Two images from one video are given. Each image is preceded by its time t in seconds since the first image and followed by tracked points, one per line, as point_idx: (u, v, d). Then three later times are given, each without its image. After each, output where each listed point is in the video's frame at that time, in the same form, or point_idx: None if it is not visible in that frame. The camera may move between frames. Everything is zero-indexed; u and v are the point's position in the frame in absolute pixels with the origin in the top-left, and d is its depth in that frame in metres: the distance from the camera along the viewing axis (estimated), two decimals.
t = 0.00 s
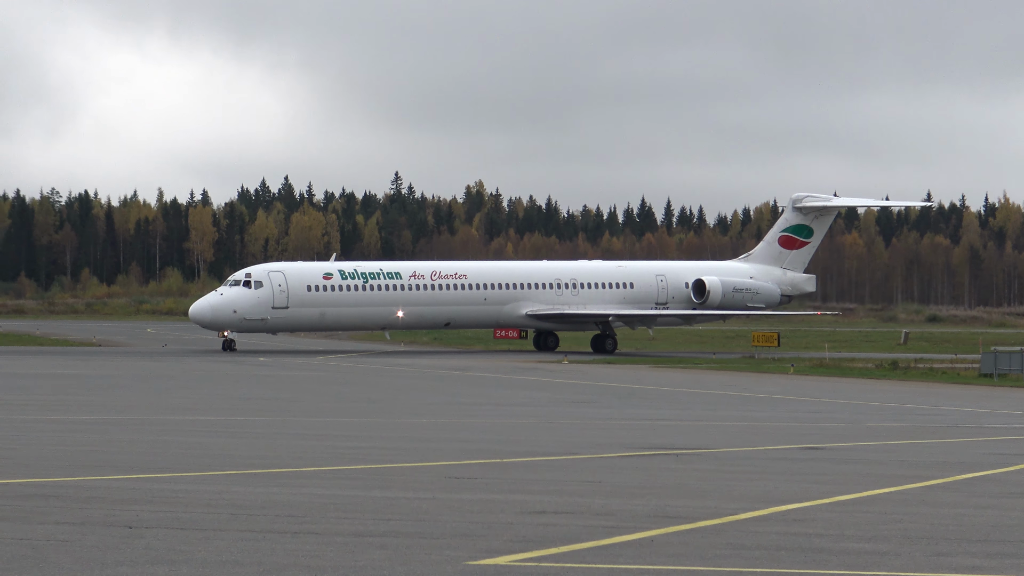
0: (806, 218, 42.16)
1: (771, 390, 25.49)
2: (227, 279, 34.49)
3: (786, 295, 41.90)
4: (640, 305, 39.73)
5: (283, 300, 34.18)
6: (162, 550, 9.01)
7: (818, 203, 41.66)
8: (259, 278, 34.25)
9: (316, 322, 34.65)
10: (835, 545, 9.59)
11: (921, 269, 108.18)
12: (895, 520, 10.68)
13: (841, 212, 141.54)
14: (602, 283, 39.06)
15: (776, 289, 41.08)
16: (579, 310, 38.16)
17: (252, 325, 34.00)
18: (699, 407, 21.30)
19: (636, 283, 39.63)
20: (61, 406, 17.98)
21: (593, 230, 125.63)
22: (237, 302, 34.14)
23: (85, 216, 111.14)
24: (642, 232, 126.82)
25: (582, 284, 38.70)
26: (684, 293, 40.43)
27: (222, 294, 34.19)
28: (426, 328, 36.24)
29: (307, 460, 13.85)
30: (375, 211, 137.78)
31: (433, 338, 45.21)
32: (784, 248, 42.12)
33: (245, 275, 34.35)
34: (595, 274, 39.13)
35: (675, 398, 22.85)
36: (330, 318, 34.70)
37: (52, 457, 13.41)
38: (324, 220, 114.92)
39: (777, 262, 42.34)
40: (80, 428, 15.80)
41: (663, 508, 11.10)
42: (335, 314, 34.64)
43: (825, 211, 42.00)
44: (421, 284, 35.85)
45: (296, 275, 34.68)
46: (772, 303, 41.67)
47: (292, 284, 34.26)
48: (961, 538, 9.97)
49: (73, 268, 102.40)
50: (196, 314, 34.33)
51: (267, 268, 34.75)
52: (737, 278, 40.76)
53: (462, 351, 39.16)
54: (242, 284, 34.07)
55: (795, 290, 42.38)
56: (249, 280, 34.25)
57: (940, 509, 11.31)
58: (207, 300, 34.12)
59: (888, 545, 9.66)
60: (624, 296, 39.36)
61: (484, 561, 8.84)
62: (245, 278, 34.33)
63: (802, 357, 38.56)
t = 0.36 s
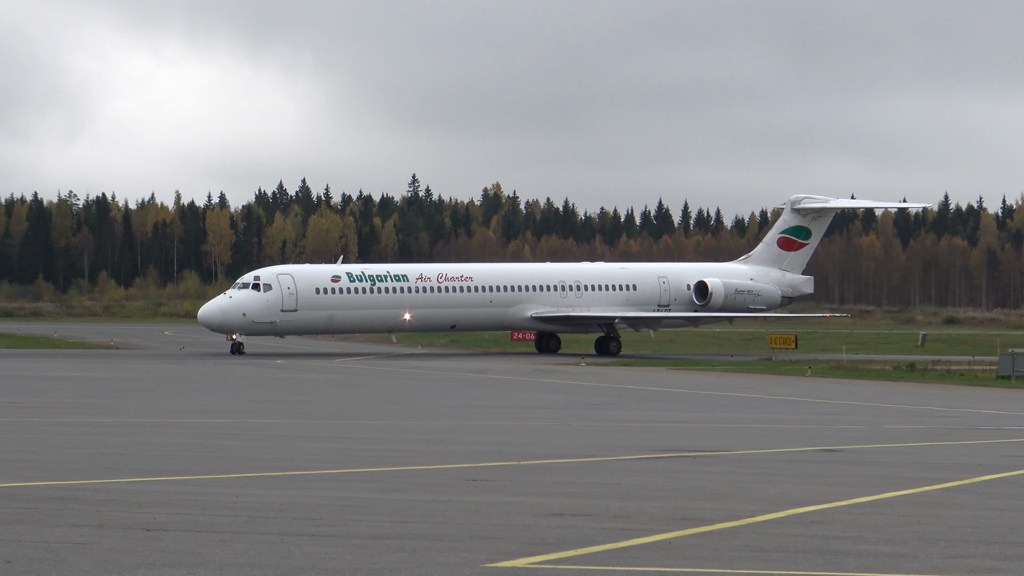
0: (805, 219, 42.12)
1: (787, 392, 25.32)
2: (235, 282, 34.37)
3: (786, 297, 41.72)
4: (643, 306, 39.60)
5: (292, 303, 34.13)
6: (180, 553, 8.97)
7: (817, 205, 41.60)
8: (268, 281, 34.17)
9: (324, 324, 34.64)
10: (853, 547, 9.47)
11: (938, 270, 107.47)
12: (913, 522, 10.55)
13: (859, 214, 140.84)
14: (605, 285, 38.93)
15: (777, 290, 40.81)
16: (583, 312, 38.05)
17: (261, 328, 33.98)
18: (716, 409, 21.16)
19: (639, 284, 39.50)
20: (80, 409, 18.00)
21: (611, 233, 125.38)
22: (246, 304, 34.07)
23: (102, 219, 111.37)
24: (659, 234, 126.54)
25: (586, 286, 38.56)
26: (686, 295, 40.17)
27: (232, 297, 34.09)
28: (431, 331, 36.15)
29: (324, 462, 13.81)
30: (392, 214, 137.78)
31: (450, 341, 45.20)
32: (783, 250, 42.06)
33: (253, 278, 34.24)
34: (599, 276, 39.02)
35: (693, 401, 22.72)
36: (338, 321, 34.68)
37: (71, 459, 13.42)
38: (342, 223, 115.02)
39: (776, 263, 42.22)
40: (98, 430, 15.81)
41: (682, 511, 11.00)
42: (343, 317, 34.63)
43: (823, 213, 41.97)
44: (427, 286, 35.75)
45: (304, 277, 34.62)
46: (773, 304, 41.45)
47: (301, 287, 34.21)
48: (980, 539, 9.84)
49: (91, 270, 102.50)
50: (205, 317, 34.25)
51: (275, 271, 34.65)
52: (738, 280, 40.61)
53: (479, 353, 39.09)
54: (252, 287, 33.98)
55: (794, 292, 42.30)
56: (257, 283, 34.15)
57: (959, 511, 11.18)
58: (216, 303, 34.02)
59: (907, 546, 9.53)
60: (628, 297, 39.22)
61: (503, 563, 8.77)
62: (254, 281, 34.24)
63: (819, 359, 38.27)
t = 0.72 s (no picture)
0: (801, 219, 42.30)
1: (803, 393, 25.17)
2: (243, 283, 33.97)
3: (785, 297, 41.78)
4: (644, 308, 39.58)
5: (300, 303, 33.74)
6: (196, 553, 8.95)
7: (814, 205, 41.75)
8: (276, 282, 33.72)
9: (331, 326, 34.28)
10: (870, 548, 9.37)
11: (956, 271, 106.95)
12: (929, 523, 10.44)
13: (875, 215, 140.33)
14: (607, 286, 38.87)
15: (778, 291, 40.78)
16: (586, 313, 37.99)
17: (269, 329, 33.54)
18: (731, 410, 21.06)
19: (641, 285, 39.49)
20: (98, 410, 18.05)
21: (627, 234, 125.18)
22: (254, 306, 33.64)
23: (118, 220, 111.75)
24: (675, 235, 126.24)
25: (589, 287, 38.49)
26: (687, 296, 40.19)
27: (240, 298, 33.69)
28: (436, 332, 35.97)
29: (340, 463, 13.78)
30: (409, 214, 137.88)
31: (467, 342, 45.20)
32: (780, 251, 42.16)
33: (261, 279, 33.82)
34: (601, 276, 38.96)
35: (709, 402, 22.61)
36: (346, 322, 34.38)
37: (88, 460, 13.44)
38: (358, 224, 115.18)
39: (774, 264, 42.36)
40: (116, 431, 15.84)
41: (698, 511, 10.92)
42: (350, 318, 34.33)
43: (820, 214, 42.17)
44: (434, 287, 35.55)
45: (311, 278, 34.25)
46: (774, 304, 41.47)
47: (309, 287, 33.83)
48: (997, 540, 9.72)
49: (107, 271, 103.17)
50: (213, 318, 33.83)
51: (284, 272, 34.23)
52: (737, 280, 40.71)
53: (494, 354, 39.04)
54: (259, 288, 33.56)
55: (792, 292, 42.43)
56: (266, 284, 33.73)
57: (975, 511, 11.06)
58: (224, 304, 33.58)
59: (923, 547, 9.43)
60: (630, 298, 39.19)
61: (519, 564, 8.71)
62: (262, 281, 33.82)
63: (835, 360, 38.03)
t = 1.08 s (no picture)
0: (794, 217, 42.40)
1: (815, 392, 25.03)
2: (248, 282, 33.76)
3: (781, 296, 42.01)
4: (642, 307, 39.59)
5: (306, 303, 33.58)
6: (210, 553, 8.93)
7: (807, 203, 41.84)
8: (281, 282, 33.54)
9: (335, 325, 34.11)
10: (882, 547, 9.30)
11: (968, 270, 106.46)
12: (940, 521, 10.37)
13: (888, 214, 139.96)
14: (606, 285, 38.87)
15: (773, 291, 41.08)
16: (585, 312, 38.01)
17: (274, 329, 33.34)
18: (743, 408, 20.97)
19: (639, 284, 39.50)
20: (111, 409, 18.08)
21: (640, 233, 125.04)
22: (259, 305, 33.44)
23: (131, 220, 112.01)
24: (688, 234, 125.97)
25: (588, 285, 38.47)
26: (684, 294, 40.32)
27: (245, 297, 33.50)
28: (437, 331, 35.88)
29: (353, 462, 13.75)
30: (421, 214, 138.02)
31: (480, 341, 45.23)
32: (774, 249, 42.25)
33: (266, 278, 33.62)
34: (600, 275, 38.95)
35: (721, 400, 22.51)
36: (350, 321, 34.21)
37: (101, 460, 13.47)
38: (370, 222, 115.28)
39: (768, 263, 42.46)
40: (131, 430, 15.88)
41: (710, 510, 10.87)
42: (355, 317, 34.16)
43: (813, 211, 42.24)
44: (436, 286, 35.43)
45: (316, 277, 34.08)
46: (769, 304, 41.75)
47: (314, 286, 33.67)
48: (1009, 539, 9.64)
49: (119, 271, 103.17)
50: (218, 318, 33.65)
51: (288, 271, 34.06)
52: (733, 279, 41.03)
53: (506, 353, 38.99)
54: (265, 287, 33.37)
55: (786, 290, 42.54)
56: (271, 283, 33.54)
57: (987, 510, 10.97)
58: (229, 304, 33.35)
59: (936, 546, 9.35)
60: (628, 297, 39.20)
61: (532, 563, 8.68)
62: (267, 281, 33.62)
63: (848, 359, 37.85)
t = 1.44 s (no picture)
0: (785, 216, 42.58)
1: (823, 390, 24.94)
2: (249, 281, 33.48)
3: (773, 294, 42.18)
4: (637, 305, 39.64)
5: (308, 301, 33.32)
6: (217, 551, 8.90)
7: (797, 202, 42.08)
8: (284, 280, 33.26)
9: (337, 324, 33.89)
10: (892, 546, 9.22)
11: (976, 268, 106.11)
12: (950, 521, 10.27)
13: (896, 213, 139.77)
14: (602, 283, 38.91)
15: (765, 289, 41.28)
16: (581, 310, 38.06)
17: (276, 328, 33.04)
18: (751, 407, 20.89)
19: (634, 283, 39.53)
20: (120, 407, 18.07)
21: (649, 231, 124.87)
22: (261, 303, 33.17)
23: (140, 217, 111.95)
24: (697, 233, 125.79)
25: (584, 284, 38.52)
26: (678, 293, 40.45)
27: (247, 296, 33.16)
28: (437, 329, 35.72)
29: (362, 461, 13.71)
30: (430, 212, 138.03)
31: (489, 339, 45.22)
32: (765, 248, 42.38)
33: (268, 277, 33.35)
34: (596, 274, 38.95)
35: (730, 399, 22.44)
36: (351, 320, 33.98)
37: (109, 457, 13.44)
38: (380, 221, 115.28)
39: (759, 261, 42.55)
40: (140, 429, 15.87)
41: (719, 509, 10.80)
42: (356, 316, 33.94)
43: (803, 210, 42.44)
44: (436, 285, 35.27)
45: (318, 276, 33.87)
46: (762, 301, 41.90)
47: (316, 285, 33.45)
48: (1019, 539, 9.55)
49: (129, 269, 103.04)
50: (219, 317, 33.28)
51: (290, 269, 33.80)
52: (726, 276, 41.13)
53: (515, 351, 38.94)
54: (267, 286, 33.07)
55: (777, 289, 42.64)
56: (273, 282, 33.27)
57: (997, 509, 10.87)
58: (231, 302, 32.99)
59: (946, 545, 9.27)
60: (624, 296, 39.22)
61: (540, 561, 8.62)
62: (269, 279, 33.33)
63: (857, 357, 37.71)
